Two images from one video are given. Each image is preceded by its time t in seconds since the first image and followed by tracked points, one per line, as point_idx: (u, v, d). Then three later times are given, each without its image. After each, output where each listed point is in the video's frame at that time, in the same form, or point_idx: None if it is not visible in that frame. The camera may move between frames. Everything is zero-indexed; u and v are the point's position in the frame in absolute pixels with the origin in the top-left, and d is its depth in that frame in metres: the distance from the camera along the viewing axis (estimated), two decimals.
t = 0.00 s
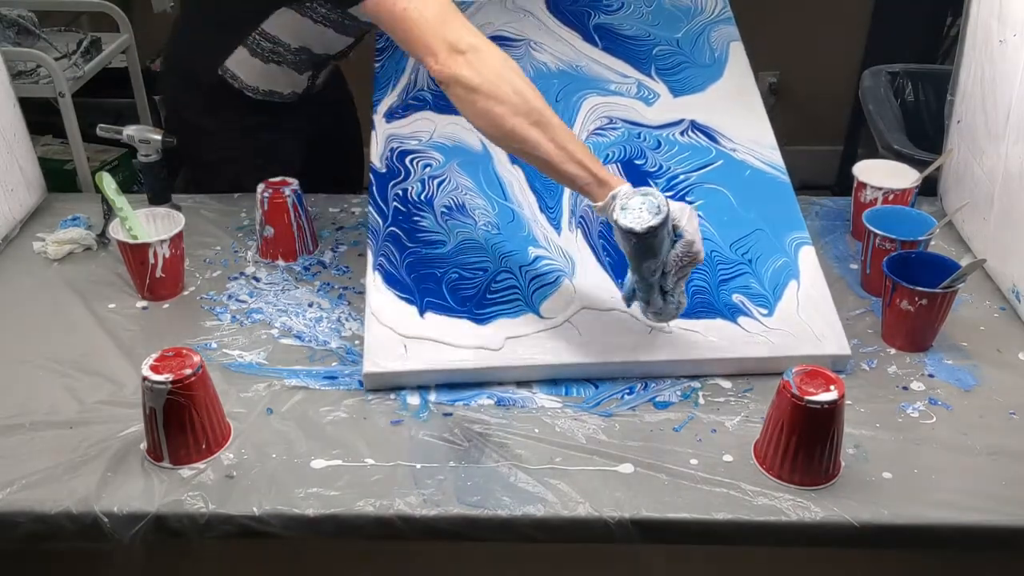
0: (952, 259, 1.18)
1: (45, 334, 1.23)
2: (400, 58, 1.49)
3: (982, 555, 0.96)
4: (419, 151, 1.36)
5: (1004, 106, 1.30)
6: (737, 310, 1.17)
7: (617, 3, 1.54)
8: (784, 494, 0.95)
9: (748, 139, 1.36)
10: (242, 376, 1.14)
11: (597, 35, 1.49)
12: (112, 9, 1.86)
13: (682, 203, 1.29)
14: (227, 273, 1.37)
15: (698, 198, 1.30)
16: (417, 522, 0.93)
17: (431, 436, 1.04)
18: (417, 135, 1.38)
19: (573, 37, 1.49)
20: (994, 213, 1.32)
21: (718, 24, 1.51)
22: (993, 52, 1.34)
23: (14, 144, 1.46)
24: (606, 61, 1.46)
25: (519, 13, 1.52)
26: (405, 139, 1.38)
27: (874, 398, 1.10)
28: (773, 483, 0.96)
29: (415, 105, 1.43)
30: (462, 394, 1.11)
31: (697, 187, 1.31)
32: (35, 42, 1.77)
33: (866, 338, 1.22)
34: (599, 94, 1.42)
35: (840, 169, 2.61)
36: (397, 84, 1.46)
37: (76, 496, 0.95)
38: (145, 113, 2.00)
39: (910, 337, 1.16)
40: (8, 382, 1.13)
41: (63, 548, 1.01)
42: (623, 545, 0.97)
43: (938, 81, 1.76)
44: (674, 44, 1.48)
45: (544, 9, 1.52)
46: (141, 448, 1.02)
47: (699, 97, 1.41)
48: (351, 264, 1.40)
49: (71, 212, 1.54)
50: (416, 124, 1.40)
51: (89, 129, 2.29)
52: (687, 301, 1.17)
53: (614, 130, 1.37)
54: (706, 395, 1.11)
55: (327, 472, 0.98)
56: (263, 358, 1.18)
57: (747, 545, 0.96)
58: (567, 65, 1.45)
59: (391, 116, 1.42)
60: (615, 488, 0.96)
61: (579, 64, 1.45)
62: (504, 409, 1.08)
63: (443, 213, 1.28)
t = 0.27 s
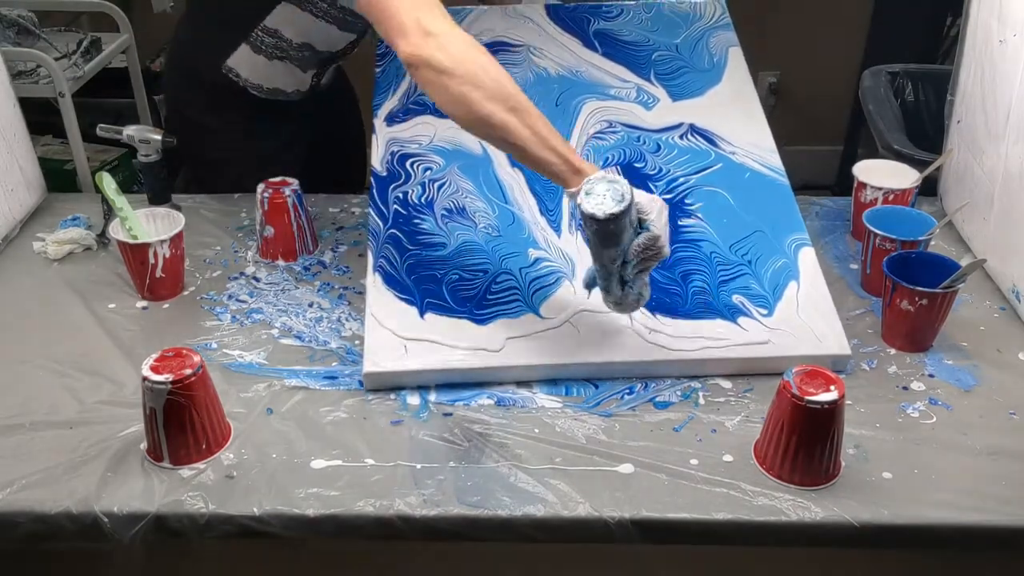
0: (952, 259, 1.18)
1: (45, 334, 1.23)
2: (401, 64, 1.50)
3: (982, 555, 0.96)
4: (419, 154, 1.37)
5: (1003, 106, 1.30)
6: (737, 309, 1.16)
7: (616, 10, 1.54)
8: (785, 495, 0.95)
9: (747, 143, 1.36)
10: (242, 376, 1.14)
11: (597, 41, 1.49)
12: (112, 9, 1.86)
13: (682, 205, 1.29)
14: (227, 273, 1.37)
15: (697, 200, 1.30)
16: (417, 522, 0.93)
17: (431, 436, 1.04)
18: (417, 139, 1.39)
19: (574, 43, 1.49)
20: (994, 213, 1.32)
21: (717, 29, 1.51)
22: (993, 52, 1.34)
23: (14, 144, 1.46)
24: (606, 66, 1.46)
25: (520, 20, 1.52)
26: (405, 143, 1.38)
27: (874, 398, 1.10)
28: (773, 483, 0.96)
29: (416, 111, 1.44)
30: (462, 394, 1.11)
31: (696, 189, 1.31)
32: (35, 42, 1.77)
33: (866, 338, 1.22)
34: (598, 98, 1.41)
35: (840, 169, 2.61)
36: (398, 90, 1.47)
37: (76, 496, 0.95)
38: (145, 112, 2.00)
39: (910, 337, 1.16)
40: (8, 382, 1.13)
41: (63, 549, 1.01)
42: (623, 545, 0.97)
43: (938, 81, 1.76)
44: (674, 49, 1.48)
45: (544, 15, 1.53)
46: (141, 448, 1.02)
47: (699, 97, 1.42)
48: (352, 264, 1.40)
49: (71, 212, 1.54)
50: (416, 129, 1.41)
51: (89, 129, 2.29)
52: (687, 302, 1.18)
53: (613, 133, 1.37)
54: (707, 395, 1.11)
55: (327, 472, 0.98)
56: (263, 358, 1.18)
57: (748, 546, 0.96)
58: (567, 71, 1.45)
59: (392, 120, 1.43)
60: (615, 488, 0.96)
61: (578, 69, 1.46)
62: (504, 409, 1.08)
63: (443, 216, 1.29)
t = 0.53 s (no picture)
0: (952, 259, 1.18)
1: (45, 334, 1.23)
2: (401, 60, 1.49)
3: (982, 555, 0.96)
4: (419, 153, 1.35)
5: (1004, 106, 1.30)
6: (737, 310, 1.16)
7: (618, 5, 1.56)
8: (785, 495, 0.95)
9: (749, 141, 1.36)
10: (242, 376, 1.14)
11: (599, 38, 1.50)
12: (113, 9, 1.86)
13: (683, 204, 1.28)
14: (227, 273, 1.37)
15: (698, 199, 1.29)
16: (417, 522, 0.93)
17: (431, 436, 1.04)
18: (417, 137, 1.37)
19: (574, 39, 1.50)
20: (994, 213, 1.32)
21: (718, 26, 1.51)
22: (993, 52, 1.34)
23: (14, 144, 1.46)
24: (608, 64, 1.46)
25: (520, 18, 1.54)
26: (405, 141, 1.36)
27: (874, 398, 1.10)
28: (773, 483, 0.96)
29: (416, 107, 1.41)
30: (462, 394, 1.11)
31: (696, 188, 1.30)
32: (35, 42, 1.77)
33: (866, 338, 1.22)
34: (599, 96, 1.41)
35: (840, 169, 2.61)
36: (399, 86, 1.45)
37: (76, 496, 0.95)
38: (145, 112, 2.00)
39: (910, 337, 1.16)
40: (7, 382, 1.13)
41: (63, 549, 1.01)
42: (623, 545, 0.97)
43: (938, 81, 1.76)
44: (675, 46, 1.49)
45: (546, 11, 1.55)
46: (141, 448, 1.02)
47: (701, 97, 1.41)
48: (351, 264, 1.40)
49: (71, 212, 1.54)
50: (416, 126, 1.39)
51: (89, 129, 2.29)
52: (687, 302, 1.17)
53: (614, 131, 1.37)
54: (706, 395, 1.11)
55: (327, 472, 0.98)
56: (263, 358, 1.18)
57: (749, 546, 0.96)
58: (568, 68, 1.45)
59: (392, 118, 1.41)
60: (615, 488, 0.96)
61: (579, 66, 1.46)
62: (504, 409, 1.08)
63: (443, 215, 1.26)
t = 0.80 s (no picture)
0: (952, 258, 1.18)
1: (45, 334, 1.23)
2: (392, 43, 1.47)
3: (982, 555, 0.96)
4: (414, 144, 1.34)
5: (1004, 106, 1.30)
6: (736, 307, 1.17)
7: None
8: (785, 495, 0.95)
9: (747, 128, 1.36)
10: (242, 376, 1.14)
11: (594, 18, 1.48)
12: (113, 9, 1.86)
13: (681, 196, 1.28)
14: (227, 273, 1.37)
15: (697, 190, 1.29)
16: (417, 522, 0.93)
17: (431, 436, 1.04)
18: (411, 127, 1.36)
19: (570, 20, 1.48)
20: (994, 213, 1.32)
21: (715, 6, 1.51)
22: (993, 52, 1.34)
23: (14, 144, 1.46)
24: (604, 46, 1.45)
25: None
26: (399, 132, 1.36)
27: (874, 398, 1.10)
28: (773, 483, 0.96)
29: (410, 95, 1.40)
30: (461, 394, 1.11)
31: (695, 179, 1.30)
32: (35, 42, 1.77)
33: (866, 338, 1.22)
34: (596, 80, 1.41)
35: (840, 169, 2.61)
36: (392, 72, 1.43)
37: (76, 496, 0.95)
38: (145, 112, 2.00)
39: (909, 337, 1.16)
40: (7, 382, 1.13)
41: (62, 549, 1.01)
42: (623, 545, 0.97)
43: (938, 81, 1.76)
44: (672, 27, 1.48)
45: None
46: (141, 448, 1.02)
47: (699, 83, 1.41)
48: (352, 264, 1.40)
49: (71, 212, 1.54)
50: (411, 115, 1.38)
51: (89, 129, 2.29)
52: (686, 300, 1.17)
53: (611, 119, 1.37)
54: (706, 395, 1.11)
55: (327, 472, 0.98)
56: (263, 358, 1.18)
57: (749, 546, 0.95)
58: (564, 51, 1.44)
59: (386, 107, 1.39)
60: (615, 488, 0.96)
61: (576, 49, 1.45)
62: (504, 409, 1.08)
63: (440, 211, 1.26)
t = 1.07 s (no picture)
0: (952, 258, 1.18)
1: (45, 334, 1.23)
2: (360, 6, 1.38)
3: (982, 555, 0.96)
4: (394, 127, 1.29)
5: (1003, 106, 1.30)
6: (729, 299, 1.19)
7: None
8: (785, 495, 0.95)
9: (732, 99, 1.36)
10: (242, 375, 1.14)
11: None
12: (113, 9, 1.86)
13: (672, 177, 1.28)
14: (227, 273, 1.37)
15: (686, 170, 1.29)
16: (417, 522, 0.93)
17: (431, 436, 1.04)
18: (389, 107, 1.30)
19: None
20: (994, 213, 1.32)
21: None
22: (993, 52, 1.34)
23: (14, 144, 1.46)
24: (584, 8, 1.41)
25: None
26: (377, 112, 1.29)
27: (875, 398, 1.10)
28: (773, 483, 0.96)
29: (384, 67, 1.33)
30: (461, 394, 1.11)
31: (684, 157, 1.30)
32: (35, 42, 1.77)
33: (866, 338, 1.22)
34: (577, 47, 1.37)
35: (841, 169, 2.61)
36: (361, 41, 1.35)
37: (76, 496, 0.95)
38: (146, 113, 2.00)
39: (909, 337, 1.16)
40: (7, 382, 1.13)
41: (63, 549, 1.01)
42: (623, 545, 0.97)
43: (938, 81, 1.76)
44: None
45: None
46: (140, 448, 1.02)
47: (684, 50, 1.39)
48: (352, 264, 1.40)
49: (71, 212, 1.54)
50: (388, 92, 1.31)
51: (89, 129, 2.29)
52: (683, 293, 1.19)
53: (596, 92, 1.34)
54: (706, 395, 1.11)
55: (327, 472, 0.98)
56: (262, 358, 1.18)
57: (750, 546, 0.95)
58: (542, 14, 1.40)
59: (359, 81, 1.32)
60: (615, 488, 0.96)
61: (555, 11, 1.40)
62: (504, 409, 1.08)
63: (428, 203, 1.23)
